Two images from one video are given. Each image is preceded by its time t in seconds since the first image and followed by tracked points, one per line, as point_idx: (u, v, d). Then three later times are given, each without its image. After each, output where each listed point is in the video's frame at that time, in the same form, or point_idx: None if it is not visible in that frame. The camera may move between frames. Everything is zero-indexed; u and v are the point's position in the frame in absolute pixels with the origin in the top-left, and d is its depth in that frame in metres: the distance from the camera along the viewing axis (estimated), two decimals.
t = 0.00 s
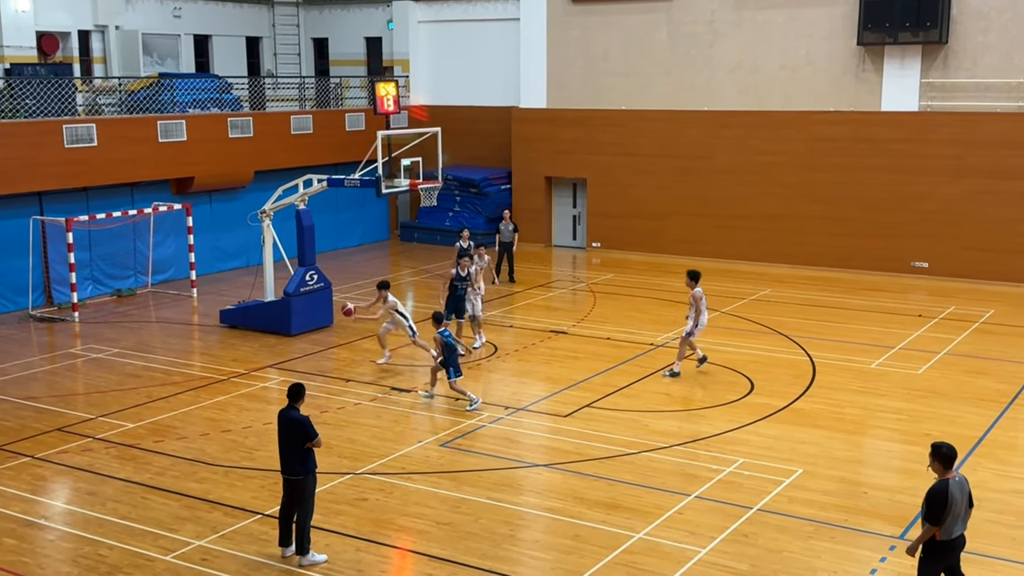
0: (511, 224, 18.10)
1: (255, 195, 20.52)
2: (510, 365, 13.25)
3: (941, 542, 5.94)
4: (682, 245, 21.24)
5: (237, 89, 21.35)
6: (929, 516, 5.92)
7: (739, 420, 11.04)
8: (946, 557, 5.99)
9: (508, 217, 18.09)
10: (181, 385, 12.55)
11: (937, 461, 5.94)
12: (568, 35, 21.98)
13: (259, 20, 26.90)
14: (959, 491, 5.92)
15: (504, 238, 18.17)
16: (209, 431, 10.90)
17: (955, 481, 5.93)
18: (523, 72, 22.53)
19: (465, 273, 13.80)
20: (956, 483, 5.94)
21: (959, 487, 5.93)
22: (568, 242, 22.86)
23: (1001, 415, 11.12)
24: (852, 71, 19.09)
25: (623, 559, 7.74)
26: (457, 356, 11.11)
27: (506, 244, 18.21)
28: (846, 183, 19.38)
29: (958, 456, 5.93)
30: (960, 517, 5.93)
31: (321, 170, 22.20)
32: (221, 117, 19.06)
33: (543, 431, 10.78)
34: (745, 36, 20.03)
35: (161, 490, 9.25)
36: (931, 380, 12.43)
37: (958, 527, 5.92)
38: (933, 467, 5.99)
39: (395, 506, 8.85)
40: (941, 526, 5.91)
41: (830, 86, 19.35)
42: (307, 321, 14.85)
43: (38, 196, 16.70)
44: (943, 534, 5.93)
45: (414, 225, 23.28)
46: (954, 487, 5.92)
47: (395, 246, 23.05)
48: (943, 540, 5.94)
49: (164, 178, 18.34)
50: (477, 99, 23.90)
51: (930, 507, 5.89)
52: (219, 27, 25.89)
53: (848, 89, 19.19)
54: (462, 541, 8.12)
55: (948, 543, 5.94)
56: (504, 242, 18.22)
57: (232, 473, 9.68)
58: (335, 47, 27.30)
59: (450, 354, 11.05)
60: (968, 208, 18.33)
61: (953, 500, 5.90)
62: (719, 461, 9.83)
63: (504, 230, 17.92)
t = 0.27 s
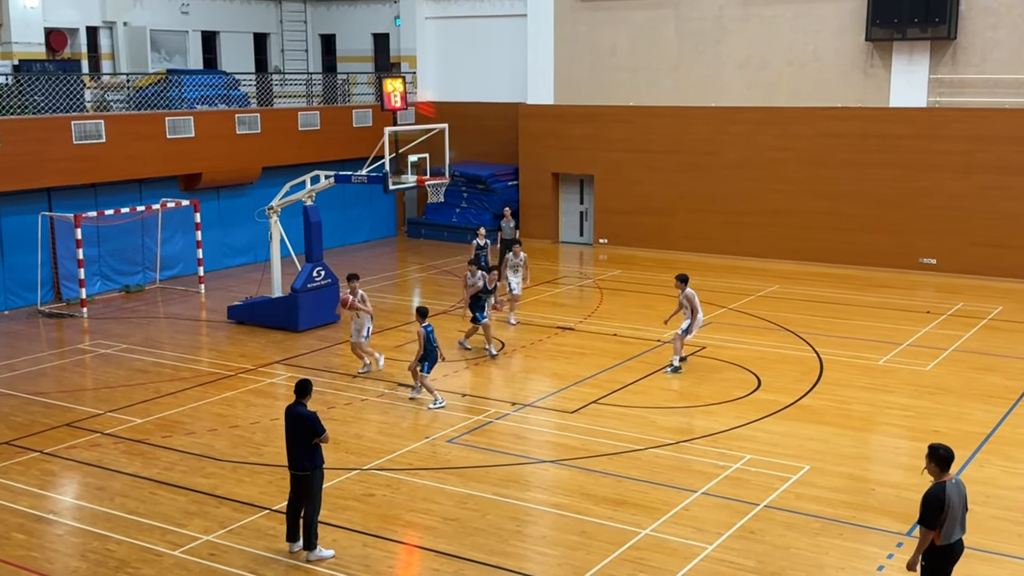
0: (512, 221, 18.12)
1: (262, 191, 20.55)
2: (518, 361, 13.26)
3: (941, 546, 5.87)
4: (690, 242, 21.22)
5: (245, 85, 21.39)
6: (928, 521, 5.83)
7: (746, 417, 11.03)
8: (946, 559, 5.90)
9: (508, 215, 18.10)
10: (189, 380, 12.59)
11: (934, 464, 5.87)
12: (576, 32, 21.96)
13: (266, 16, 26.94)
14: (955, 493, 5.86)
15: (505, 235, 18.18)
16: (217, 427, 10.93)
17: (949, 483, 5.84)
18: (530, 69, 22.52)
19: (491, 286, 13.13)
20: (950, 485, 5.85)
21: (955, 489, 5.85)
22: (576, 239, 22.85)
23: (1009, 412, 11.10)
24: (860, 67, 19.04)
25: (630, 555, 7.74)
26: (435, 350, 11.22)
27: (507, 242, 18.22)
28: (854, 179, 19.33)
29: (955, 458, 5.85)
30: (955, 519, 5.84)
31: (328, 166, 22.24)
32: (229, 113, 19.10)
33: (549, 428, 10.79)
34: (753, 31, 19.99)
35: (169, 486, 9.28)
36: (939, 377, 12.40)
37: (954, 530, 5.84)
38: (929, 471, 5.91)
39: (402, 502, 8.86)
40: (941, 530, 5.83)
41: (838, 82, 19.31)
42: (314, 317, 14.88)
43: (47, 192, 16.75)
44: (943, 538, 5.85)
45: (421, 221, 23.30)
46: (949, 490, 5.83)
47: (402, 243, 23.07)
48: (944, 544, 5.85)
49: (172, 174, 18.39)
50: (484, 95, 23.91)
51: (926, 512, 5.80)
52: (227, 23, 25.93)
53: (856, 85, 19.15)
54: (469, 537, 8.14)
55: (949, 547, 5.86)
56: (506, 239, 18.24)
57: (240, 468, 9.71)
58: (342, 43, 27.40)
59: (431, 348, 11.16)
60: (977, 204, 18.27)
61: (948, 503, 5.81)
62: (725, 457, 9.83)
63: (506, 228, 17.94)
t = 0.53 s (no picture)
0: (514, 216, 18.14)
1: (271, 186, 20.57)
2: (526, 356, 13.27)
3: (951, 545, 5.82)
4: (698, 237, 21.18)
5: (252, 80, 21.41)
6: (937, 521, 5.78)
7: (754, 412, 11.02)
8: (957, 557, 5.87)
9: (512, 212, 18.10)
10: (198, 375, 12.62)
11: (941, 462, 5.83)
12: (584, 27, 21.92)
13: (274, 11, 26.99)
14: (963, 491, 5.81)
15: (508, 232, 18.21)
16: (226, 422, 10.96)
17: (959, 481, 5.80)
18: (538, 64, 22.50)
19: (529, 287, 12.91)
20: (959, 483, 5.81)
21: (963, 486, 5.81)
22: (584, 234, 22.83)
23: (1018, 407, 11.06)
24: (869, 62, 18.97)
25: (638, 551, 7.75)
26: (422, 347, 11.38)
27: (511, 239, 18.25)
28: (863, 174, 19.27)
29: (961, 455, 5.85)
30: (965, 517, 5.82)
31: (336, 161, 22.26)
32: (237, 108, 19.11)
33: (557, 423, 10.79)
34: (761, 26, 19.93)
35: (177, 480, 9.31)
36: (948, 372, 12.37)
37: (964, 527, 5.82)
38: (935, 470, 5.87)
39: (410, 497, 8.88)
40: (952, 529, 5.81)
41: (847, 77, 19.24)
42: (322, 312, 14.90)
43: (56, 188, 16.79)
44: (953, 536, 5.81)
45: (429, 217, 23.30)
46: (958, 489, 5.79)
47: (410, 238, 23.09)
48: (954, 542, 5.84)
49: (181, 170, 18.42)
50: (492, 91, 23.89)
51: (937, 512, 5.75)
52: (235, 19, 25.95)
53: (866, 80, 19.08)
54: (477, 532, 8.15)
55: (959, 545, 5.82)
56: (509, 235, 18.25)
57: (248, 463, 9.74)
58: (349, 39, 27.47)
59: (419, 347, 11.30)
60: (986, 199, 18.20)
61: (958, 500, 5.77)
62: (733, 453, 9.82)
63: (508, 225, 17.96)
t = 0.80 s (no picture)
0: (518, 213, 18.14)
1: (275, 183, 20.58)
2: (530, 353, 13.26)
3: (956, 546, 5.78)
4: (702, 234, 21.16)
5: (257, 77, 21.42)
6: (942, 519, 5.77)
7: (758, 409, 11.01)
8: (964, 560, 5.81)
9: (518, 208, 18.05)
10: (202, 372, 12.63)
11: (952, 461, 5.80)
12: (588, 23, 21.89)
13: (278, 8, 26.98)
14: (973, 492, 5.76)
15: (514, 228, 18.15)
16: (230, 418, 10.96)
17: (969, 482, 5.74)
18: (542, 60, 22.48)
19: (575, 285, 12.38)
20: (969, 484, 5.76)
21: (972, 486, 5.76)
22: (588, 231, 22.81)
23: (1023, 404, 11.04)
24: (874, 57, 18.94)
25: (642, 547, 7.74)
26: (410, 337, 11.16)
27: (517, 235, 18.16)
28: (868, 170, 19.23)
29: (971, 455, 5.81)
30: (974, 519, 5.75)
31: (340, 158, 22.25)
32: (241, 105, 19.12)
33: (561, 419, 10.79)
34: (766, 22, 19.90)
35: (182, 477, 9.31)
36: (953, 369, 12.35)
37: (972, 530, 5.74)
38: (945, 469, 5.85)
39: (415, 493, 8.88)
40: (956, 528, 5.75)
41: (852, 73, 19.21)
42: (327, 309, 14.90)
43: (60, 184, 16.81)
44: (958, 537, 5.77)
45: (433, 213, 23.29)
46: (967, 490, 5.74)
47: (414, 235, 23.08)
48: (958, 543, 5.77)
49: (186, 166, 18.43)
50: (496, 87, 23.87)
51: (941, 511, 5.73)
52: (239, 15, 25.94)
53: (870, 76, 19.05)
54: (482, 528, 8.15)
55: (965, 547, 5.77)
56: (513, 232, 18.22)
57: (253, 459, 9.74)
58: (353, 35, 27.51)
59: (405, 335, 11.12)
60: (991, 196, 18.15)
61: (965, 502, 5.72)
62: (738, 450, 9.81)
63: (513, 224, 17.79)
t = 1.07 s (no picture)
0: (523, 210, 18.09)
1: (275, 180, 20.57)
2: (531, 350, 13.25)
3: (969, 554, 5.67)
4: (702, 230, 21.15)
5: (257, 74, 21.40)
6: (957, 526, 5.65)
7: (759, 405, 11.01)
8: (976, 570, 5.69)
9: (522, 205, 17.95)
10: (202, 369, 12.63)
11: (975, 470, 5.64)
12: (588, 19, 21.86)
13: (278, 4, 26.92)
14: (994, 504, 5.61)
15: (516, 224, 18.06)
16: (230, 415, 10.97)
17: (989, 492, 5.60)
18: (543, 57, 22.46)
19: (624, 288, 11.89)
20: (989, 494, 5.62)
21: (993, 497, 5.62)
22: (588, 227, 22.80)
23: None
24: (875, 54, 18.92)
25: (642, 544, 7.75)
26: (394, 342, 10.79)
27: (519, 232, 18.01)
28: (868, 167, 19.22)
29: (998, 465, 5.63)
30: (990, 531, 5.62)
31: (341, 155, 22.24)
32: (241, 102, 19.11)
33: (561, 416, 10.78)
34: (766, 18, 19.88)
35: (183, 474, 9.32)
36: (953, 365, 12.35)
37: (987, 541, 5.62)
38: (968, 475, 5.70)
39: (415, 490, 8.89)
40: (969, 537, 5.63)
41: (852, 69, 19.19)
42: (327, 306, 14.90)
43: (60, 182, 16.81)
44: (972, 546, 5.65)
45: (433, 210, 23.29)
46: (986, 500, 5.60)
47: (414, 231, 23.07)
48: (970, 552, 5.65)
49: (186, 164, 18.43)
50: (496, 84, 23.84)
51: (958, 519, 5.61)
52: (239, 12, 25.89)
53: (871, 72, 19.03)
54: (482, 525, 8.15)
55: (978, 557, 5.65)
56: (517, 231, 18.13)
57: (253, 456, 9.75)
58: (353, 32, 27.49)
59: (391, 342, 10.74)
60: (992, 192, 18.15)
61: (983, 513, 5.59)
62: (738, 446, 9.81)
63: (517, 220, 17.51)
